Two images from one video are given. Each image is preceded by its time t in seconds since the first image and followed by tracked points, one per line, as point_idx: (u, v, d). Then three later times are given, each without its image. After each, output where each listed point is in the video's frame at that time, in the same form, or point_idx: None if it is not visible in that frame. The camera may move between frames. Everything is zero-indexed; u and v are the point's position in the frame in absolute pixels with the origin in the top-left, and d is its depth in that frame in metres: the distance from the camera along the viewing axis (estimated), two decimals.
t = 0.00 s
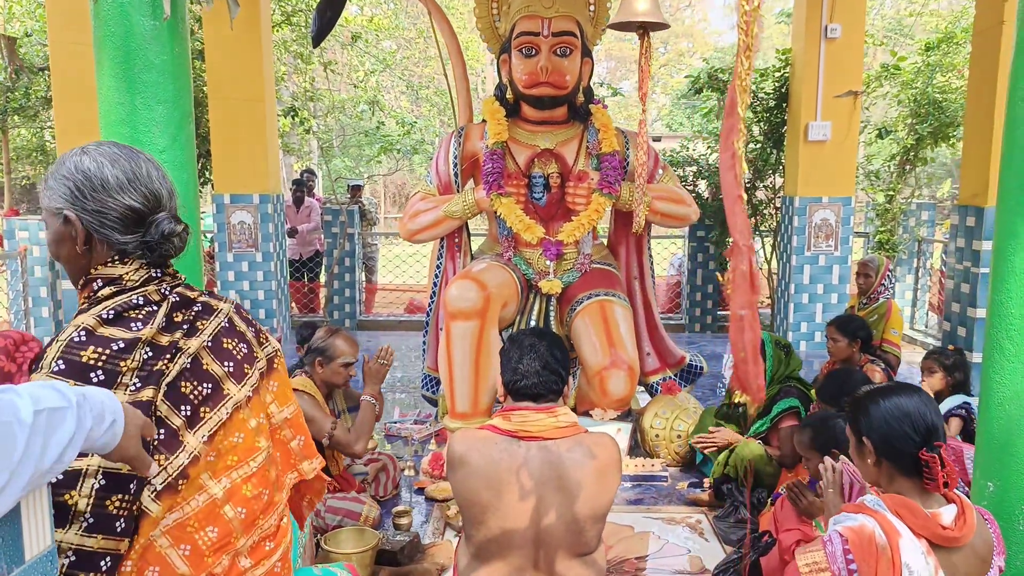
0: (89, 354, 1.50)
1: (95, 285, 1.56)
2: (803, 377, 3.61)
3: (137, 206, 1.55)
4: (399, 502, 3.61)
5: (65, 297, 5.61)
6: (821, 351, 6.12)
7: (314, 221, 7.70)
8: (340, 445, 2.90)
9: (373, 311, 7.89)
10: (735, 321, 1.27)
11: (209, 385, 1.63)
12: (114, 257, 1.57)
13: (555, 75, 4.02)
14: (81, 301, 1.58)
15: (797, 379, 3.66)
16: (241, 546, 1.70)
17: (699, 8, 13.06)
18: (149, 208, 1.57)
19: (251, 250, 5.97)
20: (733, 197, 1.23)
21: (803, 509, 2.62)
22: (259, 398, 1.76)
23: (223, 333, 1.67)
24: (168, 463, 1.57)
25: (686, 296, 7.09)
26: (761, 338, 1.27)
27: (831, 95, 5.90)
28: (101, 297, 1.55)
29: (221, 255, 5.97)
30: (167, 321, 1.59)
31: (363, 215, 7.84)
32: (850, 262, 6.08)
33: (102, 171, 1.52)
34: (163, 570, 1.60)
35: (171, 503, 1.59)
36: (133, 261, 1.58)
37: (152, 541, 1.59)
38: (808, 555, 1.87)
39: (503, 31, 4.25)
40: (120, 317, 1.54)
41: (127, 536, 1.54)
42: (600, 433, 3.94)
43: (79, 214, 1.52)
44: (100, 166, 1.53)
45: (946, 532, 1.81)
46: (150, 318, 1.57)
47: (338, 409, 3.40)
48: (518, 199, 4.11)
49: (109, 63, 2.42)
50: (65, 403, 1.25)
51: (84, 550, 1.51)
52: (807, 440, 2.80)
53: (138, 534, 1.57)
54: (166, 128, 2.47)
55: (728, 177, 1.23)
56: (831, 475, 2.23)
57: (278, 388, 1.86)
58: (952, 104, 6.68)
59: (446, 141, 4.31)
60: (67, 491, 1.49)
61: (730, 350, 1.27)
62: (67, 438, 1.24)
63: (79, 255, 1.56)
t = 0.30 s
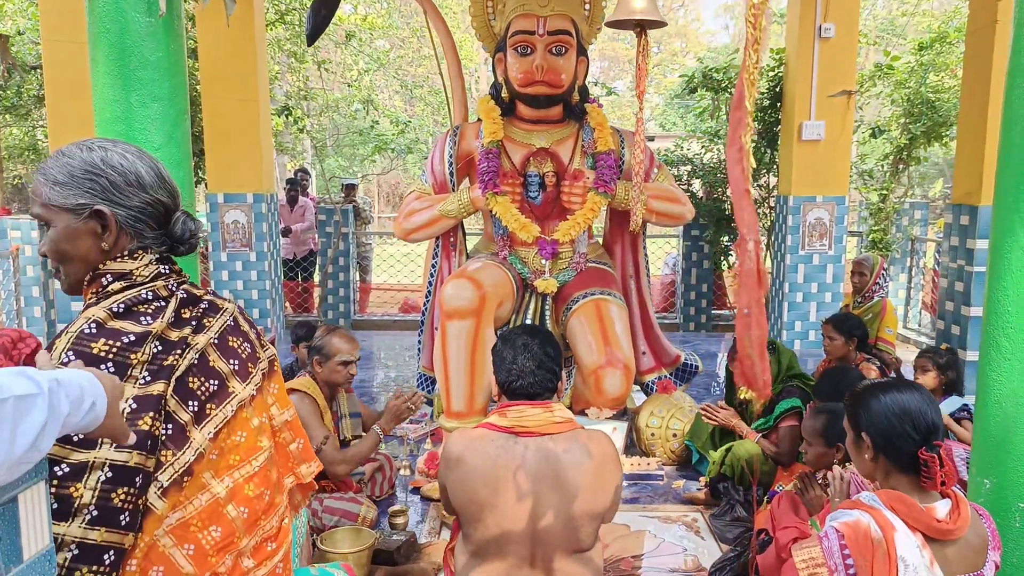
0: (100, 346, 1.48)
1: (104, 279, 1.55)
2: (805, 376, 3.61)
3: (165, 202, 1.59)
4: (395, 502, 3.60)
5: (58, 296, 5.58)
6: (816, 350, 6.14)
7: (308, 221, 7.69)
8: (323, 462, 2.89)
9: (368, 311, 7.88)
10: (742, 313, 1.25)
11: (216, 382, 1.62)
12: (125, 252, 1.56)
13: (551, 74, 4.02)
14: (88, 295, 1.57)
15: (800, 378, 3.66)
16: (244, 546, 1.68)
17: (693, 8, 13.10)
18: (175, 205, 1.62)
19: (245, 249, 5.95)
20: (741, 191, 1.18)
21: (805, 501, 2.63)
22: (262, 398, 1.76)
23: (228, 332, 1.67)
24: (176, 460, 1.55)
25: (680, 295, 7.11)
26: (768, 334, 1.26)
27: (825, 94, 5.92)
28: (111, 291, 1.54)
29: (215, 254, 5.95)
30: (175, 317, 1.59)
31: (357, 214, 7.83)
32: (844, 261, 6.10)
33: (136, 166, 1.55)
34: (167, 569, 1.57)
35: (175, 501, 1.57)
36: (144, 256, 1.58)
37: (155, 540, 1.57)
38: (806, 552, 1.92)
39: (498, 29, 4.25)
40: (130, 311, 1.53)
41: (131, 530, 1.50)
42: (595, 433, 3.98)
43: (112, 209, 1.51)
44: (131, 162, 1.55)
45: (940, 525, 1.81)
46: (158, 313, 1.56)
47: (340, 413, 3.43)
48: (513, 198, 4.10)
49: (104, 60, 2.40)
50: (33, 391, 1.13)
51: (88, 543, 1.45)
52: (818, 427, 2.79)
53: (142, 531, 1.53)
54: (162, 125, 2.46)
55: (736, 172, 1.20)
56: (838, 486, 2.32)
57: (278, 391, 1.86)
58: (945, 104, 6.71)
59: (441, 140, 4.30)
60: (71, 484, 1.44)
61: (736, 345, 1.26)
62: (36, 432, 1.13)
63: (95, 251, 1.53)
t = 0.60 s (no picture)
0: (91, 342, 1.47)
1: (93, 275, 1.53)
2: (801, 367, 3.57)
3: (152, 196, 1.56)
4: (391, 500, 3.59)
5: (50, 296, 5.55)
6: (810, 345, 6.15)
7: (301, 220, 7.66)
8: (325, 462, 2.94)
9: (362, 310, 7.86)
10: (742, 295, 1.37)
11: (209, 376, 1.60)
12: (113, 247, 1.54)
13: (544, 70, 4.01)
14: (77, 291, 1.55)
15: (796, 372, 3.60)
16: (241, 541, 1.67)
17: (684, 5, 13.12)
18: (162, 198, 1.59)
19: (237, 248, 5.92)
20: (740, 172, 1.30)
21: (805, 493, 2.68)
22: (257, 391, 1.74)
23: (221, 326, 1.65)
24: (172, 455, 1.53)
25: (674, 291, 7.12)
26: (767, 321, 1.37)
27: (817, 90, 5.93)
28: (100, 287, 1.53)
29: (208, 254, 5.92)
30: (167, 311, 1.57)
31: (350, 212, 7.81)
32: (838, 256, 6.11)
33: (119, 160, 1.51)
34: (164, 565, 1.56)
35: (171, 497, 1.56)
36: (133, 251, 1.56)
37: (153, 536, 1.55)
38: (803, 540, 1.91)
39: (491, 26, 4.24)
40: (121, 306, 1.52)
41: (128, 527, 1.49)
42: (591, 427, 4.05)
43: (94, 204, 1.49)
44: (116, 155, 1.51)
45: (937, 513, 1.82)
46: (150, 308, 1.54)
47: (345, 416, 3.41)
48: (508, 194, 4.09)
49: (94, 55, 2.38)
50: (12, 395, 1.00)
51: (85, 541, 1.44)
52: (819, 418, 2.80)
53: (139, 528, 1.53)
54: (154, 120, 2.45)
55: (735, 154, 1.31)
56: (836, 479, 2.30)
57: (274, 383, 1.84)
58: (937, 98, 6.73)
59: (435, 137, 4.28)
60: (67, 481, 1.43)
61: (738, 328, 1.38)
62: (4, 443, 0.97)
63: (83, 247, 1.52)
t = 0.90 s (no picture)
0: (79, 356, 1.45)
1: (79, 286, 1.52)
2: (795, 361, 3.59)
3: (119, 206, 1.49)
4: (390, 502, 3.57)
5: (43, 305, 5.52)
6: (806, 340, 6.17)
7: (294, 223, 7.65)
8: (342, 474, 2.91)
9: (357, 312, 7.85)
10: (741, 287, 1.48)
11: (203, 384, 1.59)
12: (96, 257, 1.52)
13: (535, 69, 4.01)
14: (64, 302, 1.54)
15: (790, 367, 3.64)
16: (240, 548, 1.65)
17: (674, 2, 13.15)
18: (134, 208, 1.51)
19: (231, 253, 5.91)
20: (738, 168, 1.45)
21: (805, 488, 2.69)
22: (253, 396, 1.72)
23: (214, 331, 1.64)
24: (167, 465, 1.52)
25: (669, 288, 7.12)
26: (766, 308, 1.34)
27: (808, 84, 5.94)
28: (86, 298, 1.51)
29: (201, 259, 5.90)
30: (157, 320, 1.55)
31: (344, 215, 7.80)
32: (832, 250, 6.12)
33: (82, 169, 1.46)
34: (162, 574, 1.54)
35: (169, 506, 1.54)
36: (118, 261, 1.54)
37: (150, 545, 1.53)
38: (803, 533, 1.92)
39: (481, 25, 4.23)
40: (108, 317, 1.50)
41: (124, 541, 1.48)
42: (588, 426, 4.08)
43: (59, 215, 1.47)
44: (80, 164, 1.47)
45: (938, 505, 1.82)
46: (138, 318, 1.53)
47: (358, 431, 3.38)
48: (501, 193, 4.08)
49: (83, 59, 2.37)
50: None
51: (79, 559, 1.44)
52: (822, 412, 2.79)
53: (136, 539, 1.51)
54: (144, 125, 2.43)
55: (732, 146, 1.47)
56: (833, 472, 2.32)
57: (271, 386, 1.82)
58: (927, 91, 6.76)
59: (427, 138, 4.27)
60: (58, 499, 1.43)
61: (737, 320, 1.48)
62: None
63: (62, 257, 1.52)
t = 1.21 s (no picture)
0: (73, 376, 1.46)
1: (73, 302, 1.52)
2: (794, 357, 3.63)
3: (110, 222, 1.49)
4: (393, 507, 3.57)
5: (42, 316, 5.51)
6: (804, 335, 6.18)
7: (291, 228, 7.64)
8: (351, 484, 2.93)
9: (356, 316, 7.85)
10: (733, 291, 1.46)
11: (201, 399, 1.57)
12: (89, 273, 1.52)
13: (529, 70, 4.01)
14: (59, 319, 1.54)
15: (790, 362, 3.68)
16: (239, 563, 1.66)
17: None
18: (125, 223, 1.51)
19: (228, 260, 5.90)
20: (729, 171, 1.41)
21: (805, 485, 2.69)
22: (253, 408, 1.71)
23: (212, 343, 1.62)
24: (165, 483, 1.52)
25: (667, 286, 7.13)
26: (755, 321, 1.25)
27: (802, 79, 5.94)
28: (81, 315, 1.51)
29: (199, 266, 5.90)
30: (152, 335, 1.54)
31: (341, 219, 7.80)
32: (829, 245, 6.13)
33: (72, 185, 1.46)
34: None
35: (166, 522, 1.54)
36: (111, 276, 1.53)
37: (148, 562, 1.54)
38: (803, 530, 1.92)
39: (474, 27, 4.23)
40: (103, 334, 1.50)
41: (118, 562, 1.46)
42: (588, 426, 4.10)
43: (49, 232, 1.47)
44: (70, 180, 1.47)
45: (938, 500, 1.82)
46: (134, 333, 1.52)
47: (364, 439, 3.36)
48: (497, 195, 4.08)
49: (75, 71, 2.36)
50: None
51: None
52: (822, 407, 2.80)
53: (134, 557, 1.50)
54: (138, 136, 2.43)
55: (723, 150, 1.42)
56: (834, 469, 2.29)
57: (270, 397, 1.81)
58: (921, 84, 6.77)
59: (422, 141, 4.27)
60: (50, 521, 1.42)
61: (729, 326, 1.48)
62: None
63: (55, 272, 1.51)
